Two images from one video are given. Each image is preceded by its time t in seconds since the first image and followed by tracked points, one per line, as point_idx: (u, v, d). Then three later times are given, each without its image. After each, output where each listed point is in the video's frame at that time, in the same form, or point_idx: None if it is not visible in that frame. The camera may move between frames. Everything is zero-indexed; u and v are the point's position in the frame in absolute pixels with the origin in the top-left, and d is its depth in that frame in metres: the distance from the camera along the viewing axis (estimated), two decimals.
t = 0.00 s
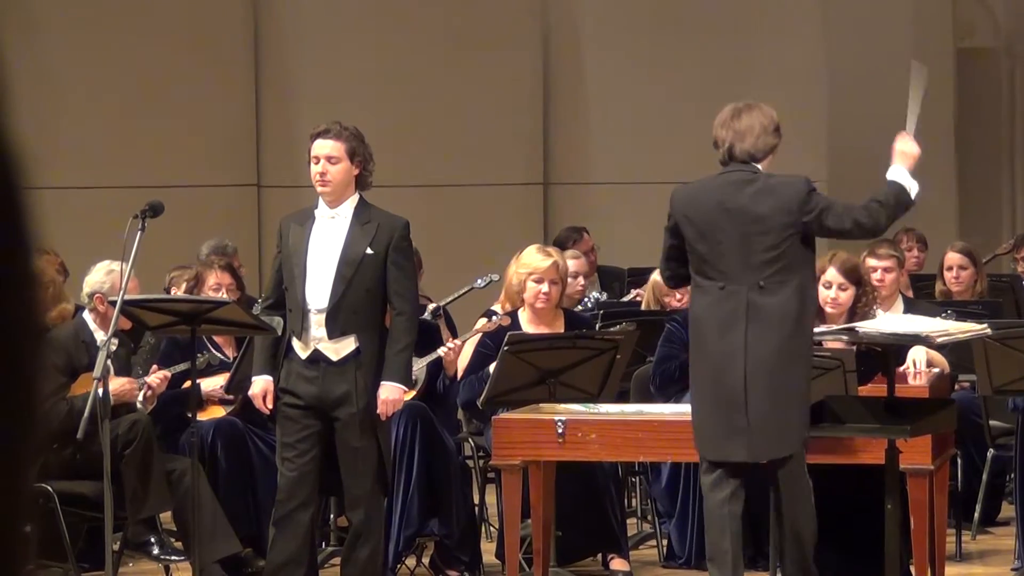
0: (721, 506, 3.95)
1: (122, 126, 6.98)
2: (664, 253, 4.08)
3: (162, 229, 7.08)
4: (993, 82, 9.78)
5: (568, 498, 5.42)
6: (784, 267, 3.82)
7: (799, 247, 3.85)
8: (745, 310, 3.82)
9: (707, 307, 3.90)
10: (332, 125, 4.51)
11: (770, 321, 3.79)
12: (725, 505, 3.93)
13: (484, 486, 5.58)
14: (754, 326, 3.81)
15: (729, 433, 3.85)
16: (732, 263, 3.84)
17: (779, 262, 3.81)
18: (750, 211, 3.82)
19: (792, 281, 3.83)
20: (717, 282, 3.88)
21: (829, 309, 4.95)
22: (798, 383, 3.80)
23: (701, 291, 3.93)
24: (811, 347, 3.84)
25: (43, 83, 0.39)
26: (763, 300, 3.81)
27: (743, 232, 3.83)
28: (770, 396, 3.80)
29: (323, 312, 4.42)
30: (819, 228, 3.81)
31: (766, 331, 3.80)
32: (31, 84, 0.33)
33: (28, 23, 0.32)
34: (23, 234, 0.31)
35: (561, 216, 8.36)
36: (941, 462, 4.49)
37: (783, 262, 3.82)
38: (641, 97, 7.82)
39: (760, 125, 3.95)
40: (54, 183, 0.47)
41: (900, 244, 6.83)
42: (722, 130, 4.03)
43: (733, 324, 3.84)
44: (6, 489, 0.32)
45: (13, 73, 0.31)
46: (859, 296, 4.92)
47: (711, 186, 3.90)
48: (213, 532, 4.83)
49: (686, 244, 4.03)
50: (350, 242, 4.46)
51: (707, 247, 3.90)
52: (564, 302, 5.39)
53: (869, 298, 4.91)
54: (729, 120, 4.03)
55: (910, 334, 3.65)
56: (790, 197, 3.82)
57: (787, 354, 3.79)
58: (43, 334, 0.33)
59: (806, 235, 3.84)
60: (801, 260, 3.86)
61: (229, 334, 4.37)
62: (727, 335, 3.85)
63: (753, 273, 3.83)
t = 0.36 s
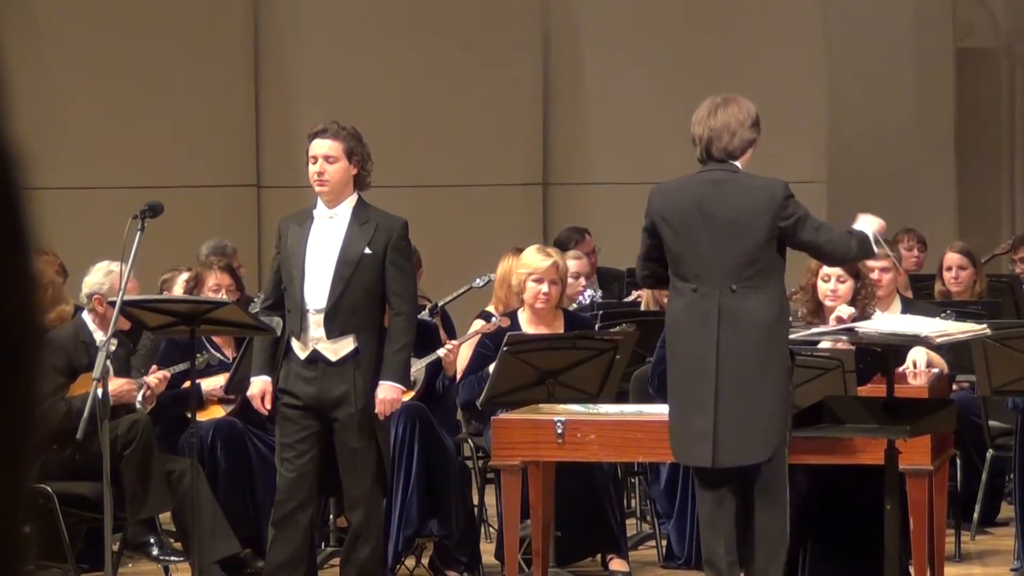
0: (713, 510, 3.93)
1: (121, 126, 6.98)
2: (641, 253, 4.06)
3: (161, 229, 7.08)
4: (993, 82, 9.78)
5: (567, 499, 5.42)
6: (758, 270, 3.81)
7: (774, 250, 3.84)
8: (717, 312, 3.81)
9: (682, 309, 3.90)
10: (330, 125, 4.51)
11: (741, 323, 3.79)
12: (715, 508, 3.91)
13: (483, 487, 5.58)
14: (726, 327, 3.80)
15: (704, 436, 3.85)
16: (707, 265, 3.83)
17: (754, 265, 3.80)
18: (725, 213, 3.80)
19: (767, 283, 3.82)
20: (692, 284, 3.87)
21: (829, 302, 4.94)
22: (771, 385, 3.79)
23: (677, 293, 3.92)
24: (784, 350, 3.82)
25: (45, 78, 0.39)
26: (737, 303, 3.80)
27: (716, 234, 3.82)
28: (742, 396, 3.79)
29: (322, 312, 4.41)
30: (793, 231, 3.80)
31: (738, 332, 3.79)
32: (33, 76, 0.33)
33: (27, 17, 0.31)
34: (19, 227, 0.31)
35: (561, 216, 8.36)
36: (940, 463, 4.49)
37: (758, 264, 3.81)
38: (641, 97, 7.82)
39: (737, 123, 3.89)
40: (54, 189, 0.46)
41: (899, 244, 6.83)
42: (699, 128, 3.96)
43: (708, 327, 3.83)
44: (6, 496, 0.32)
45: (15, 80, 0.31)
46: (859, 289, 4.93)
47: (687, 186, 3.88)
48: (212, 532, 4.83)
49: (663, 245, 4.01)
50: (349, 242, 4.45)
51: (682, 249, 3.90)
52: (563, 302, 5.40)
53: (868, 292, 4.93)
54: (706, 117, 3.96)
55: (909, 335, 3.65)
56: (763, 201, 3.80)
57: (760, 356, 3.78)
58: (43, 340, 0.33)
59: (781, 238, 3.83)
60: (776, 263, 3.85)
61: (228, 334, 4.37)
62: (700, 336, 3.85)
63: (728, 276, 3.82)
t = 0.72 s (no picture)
0: (715, 516, 3.92)
1: (124, 132, 6.99)
2: (639, 256, 4.05)
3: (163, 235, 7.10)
4: (995, 85, 9.79)
5: (569, 504, 5.42)
6: (759, 273, 3.81)
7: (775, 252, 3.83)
8: (719, 315, 3.81)
9: (683, 312, 3.90)
10: (330, 130, 4.51)
11: (743, 326, 3.79)
12: (715, 514, 3.90)
13: (485, 492, 5.58)
14: (728, 330, 3.81)
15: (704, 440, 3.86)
16: (708, 268, 3.84)
17: (755, 269, 3.80)
18: (727, 216, 3.80)
19: (768, 286, 3.82)
20: (693, 286, 3.88)
21: (830, 306, 4.93)
22: (774, 387, 3.80)
23: (679, 296, 3.92)
24: (787, 352, 3.83)
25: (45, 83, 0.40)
26: (737, 307, 3.81)
27: (717, 236, 3.81)
28: (744, 398, 3.79)
29: (324, 317, 4.41)
30: (793, 232, 3.80)
31: (740, 335, 3.79)
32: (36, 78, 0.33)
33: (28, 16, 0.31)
34: (19, 221, 0.31)
35: (562, 220, 8.37)
36: (942, 468, 4.48)
37: (758, 268, 3.81)
38: (642, 102, 7.82)
39: (737, 127, 3.89)
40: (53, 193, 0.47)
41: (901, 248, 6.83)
42: (699, 131, 3.96)
43: (708, 330, 3.84)
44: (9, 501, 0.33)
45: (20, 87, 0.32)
46: (861, 296, 4.93)
47: (689, 189, 3.88)
48: (214, 538, 4.83)
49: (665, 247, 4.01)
50: (350, 247, 4.46)
51: (682, 251, 3.89)
52: (565, 306, 5.40)
53: (870, 299, 4.93)
54: (705, 120, 3.95)
55: (911, 340, 3.64)
56: (764, 202, 3.80)
57: (759, 360, 3.79)
58: (42, 340, 0.33)
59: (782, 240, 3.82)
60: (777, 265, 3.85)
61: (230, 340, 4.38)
62: (702, 339, 3.85)
63: (729, 279, 3.82)
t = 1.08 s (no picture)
0: (713, 516, 3.92)
1: (123, 132, 6.99)
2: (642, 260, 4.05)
3: (162, 234, 7.09)
4: (994, 86, 9.79)
5: (568, 504, 5.42)
6: (754, 278, 3.80)
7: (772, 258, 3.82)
8: (713, 319, 3.81)
9: (678, 314, 3.91)
10: (325, 130, 4.50)
11: (738, 331, 3.79)
12: (714, 514, 3.90)
13: (484, 492, 5.58)
14: (721, 334, 3.81)
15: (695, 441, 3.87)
16: (703, 272, 3.84)
17: (750, 274, 3.80)
18: (723, 220, 3.79)
19: (763, 292, 3.82)
20: (689, 289, 3.88)
21: (829, 315, 4.94)
22: (766, 392, 3.80)
23: (675, 297, 3.93)
24: (781, 358, 3.83)
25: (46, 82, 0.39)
26: (731, 311, 3.80)
27: (714, 241, 3.81)
28: (736, 402, 3.80)
29: (323, 318, 4.41)
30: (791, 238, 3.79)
31: (735, 340, 3.80)
32: (37, 75, 0.33)
33: (28, 15, 0.31)
34: (19, 223, 0.31)
35: (561, 220, 8.37)
36: (941, 468, 4.48)
37: (754, 273, 3.80)
38: (641, 102, 7.82)
39: (736, 128, 3.88)
40: (53, 198, 0.46)
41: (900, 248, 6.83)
42: (698, 132, 3.96)
43: (701, 333, 3.84)
44: (8, 508, 0.33)
45: (23, 96, 0.32)
46: (862, 303, 4.94)
47: (688, 191, 3.87)
48: (213, 538, 4.83)
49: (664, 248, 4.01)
50: (350, 247, 4.45)
51: (680, 254, 3.89)
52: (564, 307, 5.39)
53: (871, 306, 4.94)
54: (705, 121, 3.95)
55: (911, 340, 3.64)
56: (761, 208, 3.79)
57: (752, 365, 3.79)
58: (43, 342, 0.33)
59: (779, 246, 3.81)
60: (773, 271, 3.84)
61: (228, 340, 4.38)
62: (697, 343, 3.85)
63: (723, 283, 3.82)
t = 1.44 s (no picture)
0: (712, 516, 3.92)
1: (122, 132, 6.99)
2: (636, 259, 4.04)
3: (161, 234, 7.10)
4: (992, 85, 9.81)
5: (568, 503, 5.42)
6: (753, 277, 3.80)
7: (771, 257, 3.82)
8: (712, 318, 3.81)
9: (677, 314, 3.91)
10: (322, 130, 4.50)
11: (736, 331, 3.79)
12: (713, 514, 3.90)
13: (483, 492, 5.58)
14: (720, 333, 3.81)
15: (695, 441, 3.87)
16: (702, 271, 3.84)
17: (749, 273, 3.80)
18: (722, 220, 3.80)
19: (762, 291, 3.81)
20: (688, 288, 3.88)
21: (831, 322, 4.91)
22: (765, 391, 3.79)
23: (674, 297, 3.93)
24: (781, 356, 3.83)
25: (44, 79, 0.39)
26: (730, 310, 3.80)
27: (713, 240, 3.81)
28: (735, 401, 3.79)
29: (323, 317, 4.41)
30: (790, 238, 3.79)
31: (733, 339, 3.80)
32: (35, 76, 0.33)
33: (26, 12, 0.31)
34: (19, 222, 0.31)
35: (560, 220, 8.38)
36: (940, 468, 4.48)
37: (752, 272, 3.80)
38: (640, 101, 7.82)
39: (735, 128, 3.88)
40: (52, 200, 0.46)
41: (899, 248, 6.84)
42: (698, 132, 3.95)
43: (700, 332, 3.84)
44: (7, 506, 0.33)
45: (23, 95, 0.32)
46: (862, 309, 4.92)
47: (687, 190, 3.87)
48: (212, 537, 4.83)
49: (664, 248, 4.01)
50: (350, 247, 4.45)
51: (679, 253, 3.90)
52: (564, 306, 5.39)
53: (872, 311, 4.92)
54: (704, 121, 3.94)
55: (910, 340, 3.64)
56: (760, 207, 3.79)
57: (751, 364, 3.79)
58: (44, 340, 0.33)
59: (779, 245, 3.81)
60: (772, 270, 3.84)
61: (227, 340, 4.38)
62: (695, 342, 3.86)
63: (722, 282, 3.82)
